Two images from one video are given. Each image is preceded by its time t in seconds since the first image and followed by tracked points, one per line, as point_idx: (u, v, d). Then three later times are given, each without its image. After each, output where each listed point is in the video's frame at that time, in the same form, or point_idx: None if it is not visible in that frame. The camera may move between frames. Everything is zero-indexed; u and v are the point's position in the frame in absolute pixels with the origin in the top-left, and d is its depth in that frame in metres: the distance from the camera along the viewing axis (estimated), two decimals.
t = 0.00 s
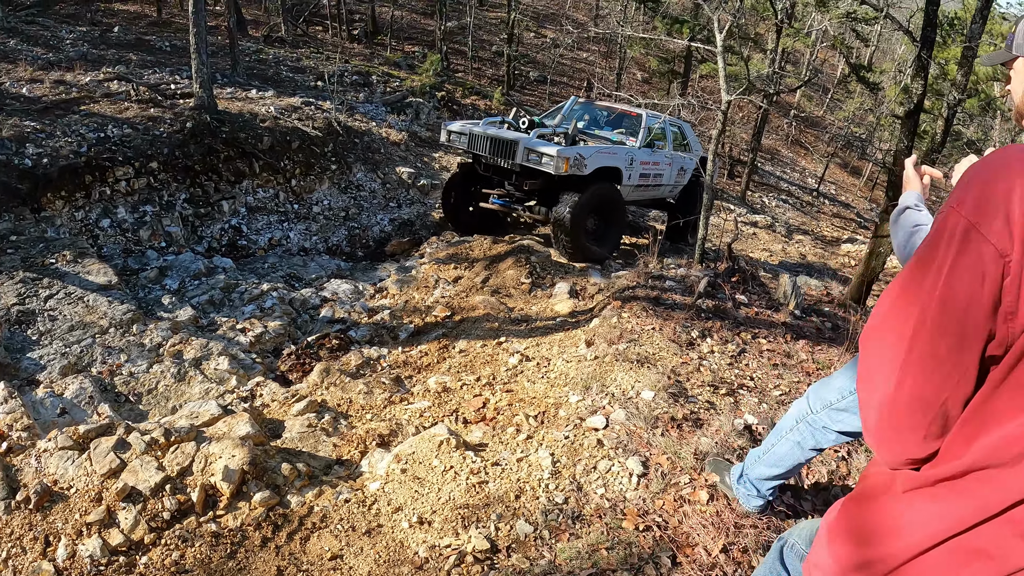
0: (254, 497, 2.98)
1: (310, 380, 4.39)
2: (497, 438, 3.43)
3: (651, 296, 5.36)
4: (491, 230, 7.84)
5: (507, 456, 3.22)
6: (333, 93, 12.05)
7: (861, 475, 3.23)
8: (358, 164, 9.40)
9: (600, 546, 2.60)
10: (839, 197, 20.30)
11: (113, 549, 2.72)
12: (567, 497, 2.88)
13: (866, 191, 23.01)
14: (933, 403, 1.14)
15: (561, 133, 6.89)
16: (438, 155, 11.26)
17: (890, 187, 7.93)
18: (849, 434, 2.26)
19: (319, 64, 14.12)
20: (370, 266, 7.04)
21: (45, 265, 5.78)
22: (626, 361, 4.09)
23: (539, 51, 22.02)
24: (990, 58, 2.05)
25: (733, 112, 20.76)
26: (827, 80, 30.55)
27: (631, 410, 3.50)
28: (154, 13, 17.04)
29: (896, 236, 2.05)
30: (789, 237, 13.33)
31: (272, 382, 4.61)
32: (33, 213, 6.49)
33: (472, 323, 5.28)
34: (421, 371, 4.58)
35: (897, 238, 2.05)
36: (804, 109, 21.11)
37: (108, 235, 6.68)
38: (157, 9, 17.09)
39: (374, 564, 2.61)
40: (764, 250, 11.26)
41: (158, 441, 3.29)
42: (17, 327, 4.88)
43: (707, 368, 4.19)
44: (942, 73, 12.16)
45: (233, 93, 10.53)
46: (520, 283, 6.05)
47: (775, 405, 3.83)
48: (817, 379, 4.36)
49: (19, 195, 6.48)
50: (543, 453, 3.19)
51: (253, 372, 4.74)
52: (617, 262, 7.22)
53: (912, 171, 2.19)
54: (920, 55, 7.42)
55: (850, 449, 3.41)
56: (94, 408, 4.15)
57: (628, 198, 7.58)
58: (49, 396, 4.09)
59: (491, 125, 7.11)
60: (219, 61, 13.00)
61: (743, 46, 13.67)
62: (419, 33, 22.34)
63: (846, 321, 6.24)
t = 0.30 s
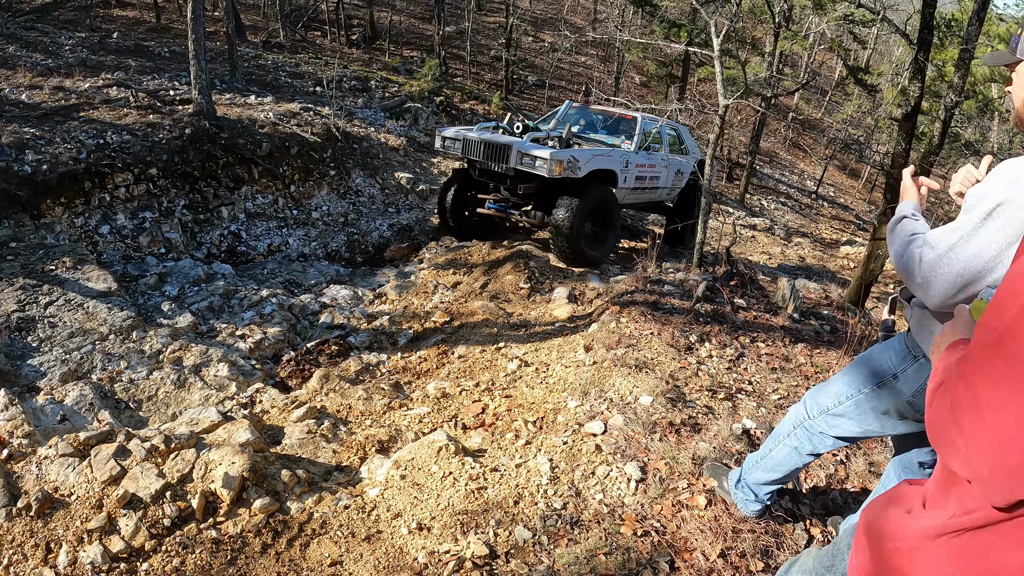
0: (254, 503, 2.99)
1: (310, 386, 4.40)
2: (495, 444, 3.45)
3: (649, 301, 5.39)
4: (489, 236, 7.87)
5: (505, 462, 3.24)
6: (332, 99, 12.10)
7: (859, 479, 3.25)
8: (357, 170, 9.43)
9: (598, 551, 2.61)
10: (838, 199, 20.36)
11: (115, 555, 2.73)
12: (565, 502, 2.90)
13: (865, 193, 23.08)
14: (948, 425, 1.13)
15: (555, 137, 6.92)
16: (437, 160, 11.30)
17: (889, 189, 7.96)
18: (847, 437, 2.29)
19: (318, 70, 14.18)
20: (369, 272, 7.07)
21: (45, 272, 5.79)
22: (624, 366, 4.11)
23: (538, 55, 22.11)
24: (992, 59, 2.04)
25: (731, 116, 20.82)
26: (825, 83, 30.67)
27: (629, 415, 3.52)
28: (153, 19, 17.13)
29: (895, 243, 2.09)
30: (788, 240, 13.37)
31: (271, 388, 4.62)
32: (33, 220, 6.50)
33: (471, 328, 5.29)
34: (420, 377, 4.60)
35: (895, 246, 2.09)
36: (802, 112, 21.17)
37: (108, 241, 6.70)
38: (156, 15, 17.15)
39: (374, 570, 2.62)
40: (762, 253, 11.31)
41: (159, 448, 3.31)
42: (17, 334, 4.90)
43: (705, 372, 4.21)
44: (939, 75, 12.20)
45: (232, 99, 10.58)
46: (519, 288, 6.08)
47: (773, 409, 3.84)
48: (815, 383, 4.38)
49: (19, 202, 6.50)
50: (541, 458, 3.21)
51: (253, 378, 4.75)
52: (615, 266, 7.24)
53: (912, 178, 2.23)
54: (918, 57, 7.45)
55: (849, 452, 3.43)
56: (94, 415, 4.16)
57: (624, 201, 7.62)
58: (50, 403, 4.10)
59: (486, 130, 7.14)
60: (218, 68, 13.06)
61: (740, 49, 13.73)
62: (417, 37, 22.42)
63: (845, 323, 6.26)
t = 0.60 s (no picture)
0: (255, 506, 3.03)
1: (309, 391, 4.43)
2: (494, 446, 3.48)
3: (647, 304, 5.43)
4: (487, 241, 7.90)
5: (504, 464, 3.27)
6: (330, 104, 12.16)
7: (855, 479, 3.28)
8: (356, 175, 9.48)
9: (595, 552, 2.65)
10: (836, 201, 20.42)
11: (117, 558, 2.76)
12: (563, 504, 2.93)
13: (863, 194, 23.15)
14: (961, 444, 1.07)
15: (552, 142, 6.98)
16: (435, 164, 11.35)
17: (885, 191, 8.01)
18: (840, 439, 2.32)
19: (317, 75, 14.24)
20: (368, 276, 7.11)
21: (46, 278, 5.83)
22: (622, 369, 4.15)
23: (536, 58, 22.20)
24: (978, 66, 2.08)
25: (729, 118, 20.91)
26: (823, 84, 30.78)
27: (626, 418, 3.56)
28: (152, 25, 17.23)
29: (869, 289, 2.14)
30: (786, 242, 13.42)
31: (271, 392, 4.65)
32: (33, 226, 6.53)
33: (470, 332, 5.33)
34: (420, 381, 4.63)
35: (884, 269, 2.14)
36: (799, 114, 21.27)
37: (108, 247, 6.74)
38: (155, 20, 17.23)
39: (374, 572, 2.65)
40: (761, 255, 11.36)
41: (160, 452, 3.35)
42: (18, 340, 4.93)
43: (702, 375, 4.25)
44: (936, 76, 12.26)
45: (231, 105, 10.63)
46: (517, 292, 6.12)
47: (769, 411, 3.88)
48: (812, 384, 4.42)
49: (19, 208, 6.53)
50: (539, 460, 3.25)
51: (253, 383, 4.78)
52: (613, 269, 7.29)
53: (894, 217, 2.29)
54: (913, 59, 7.51)
55: (845, 453, 3.46)
56: (96, 419, 4.18)
57: (621, 205, 7.67)
58: (52, 407, 4.12)
59: (484, 134, 7.19)
60: (217, 73, 13.13)
61: (738, 52, 13.80)
62: (415, 42, 22.52)
63: (842, 324, 6.29)
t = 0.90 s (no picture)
0: (255, 507, 3.07)
1: (309, 394, 4.47)
2: (492, 447, 3.53)
3: (644, 306, 5.47)
4: (486, 245, 7.95)
5: (500, 465, 3.32)
6: (330, 109, 12.23)
7: (850, 477, 3.32)
8: (355, 179, 9.54)
9: (590, 550, 2.69)
10: (835, 203, 20.48)
11: (119, 558, 2.80)
12: (558, 503, 2.98)
13: (861, 196, 23.22)
14: (931, 446, 1.11)
15: (552, 146, 7.03)
16: (434, 168, 11.41)
17: (881, 192, 8.06)
18: (831, 439, 2.36)
19: (316, 80, 14.32)
20: (368, 280, 7.15)
21: (47, 283, 5.88)
22: (618, 371, 4.20)
23: (534, 62, 22.30)
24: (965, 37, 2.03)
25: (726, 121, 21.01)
26: (821, 86, 30.87)
27: (622, 419, 3.60)
28: (151, 30, 17.32)
29: (858, 356, 2.15)
30: (785, 243, 13.46)
31: (271, 396, 4.69)
32: (34, 231, 6.58)
33: (468, 335, 5.38)
34: (418, 384, 4.67)
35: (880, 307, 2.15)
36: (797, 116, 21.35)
37: (109, 252, 6.78)
38: (155, 26, 17.32)
39: (372, 570, 2.70)
40: (759, 257, 11.41)
41: (162, 454, 3.39)
42: (20, 344, 4.97)
43: (698, 376, 4.29)
44: (932, 77, 12.33)
45: (231, 110, 10.69)
46: (516, 295, 6.16)
47: (765, 411, 3.92)
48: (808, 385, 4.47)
49: (20, 214, 6.57)
50: (536, 461, 3.29)
51: (253, 386, 4.82)
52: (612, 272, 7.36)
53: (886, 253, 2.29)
54: (908, 61, 7.57)
55: (839, 453, 3.51)
56: (97, 422, 4.22)
57: (621, 208, 7.71)
58: (54, 410, 4.16)
59: (483, 139, 7.24)
60: (217, 79, 13.20)
61: (735, 54, 13.87)
62: (414, 46, 22.61)
63: (839, 325, 6.33)
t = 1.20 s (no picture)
0: (253, 510, 3.08)
1: (308, 398, 4.49)
2: (489, 451, 3.55)
3: (641, 310, 5.50)
4: (485, 250, 7.98)
5: (498, 468, 3.34)
6: (328, 114, 12.27)
7: (846, 479, 3.35)
8: (353, 185, 9.58)
9: (586, 552, 2.71)
10: (832, 205, 20.53)
11: (119, 561, 2.82)
12: (555, 506, 3.00)
13: (859, 198, 23.28)
14: (903, 444, 1.15)
15: (552, 150, 7.07)
16: (432, 173, 11.44)
17: (878, 194, 8.09)
18: (823, 441, 2.38)
19: (314, 85, 14.36)
20: (366, 285, 7.18)
21: (46, 288, 5.90)
22: (615, 374, 4.22)
23: (531, 66, 22.39)
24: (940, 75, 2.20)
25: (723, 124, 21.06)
26: (818, 89, 30.98)
27: (618, 421, 3.63)
28: (149, 36, 17.37)
29: (844, 359, 2.18)
30: (783, 246, 13.50)
31: (270, 400, 4.71)
32: (33, 237, 6.60)
33: (466, 339, 5.40)
34: (416, 388, 4.69)
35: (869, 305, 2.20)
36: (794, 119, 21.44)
37: (108, 257, 6.80)
38: (153, 32, 17.37)
39: (369, 572, 2.71)
40: (757, 260, 11.44)
41: (161, 458, 3.40)
42: (19, 350, 4.99)
43: (695, 378, 4.31)
44: (928, 78, 12.38)
45: (229, 116, 10.73)
46: (513, 299, 6.19)
47: (762, 413, 3.94)
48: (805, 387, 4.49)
49: (19, 220, 6.59)
50: (532, 464, 3.32)
51: (252, 391, 4.83)
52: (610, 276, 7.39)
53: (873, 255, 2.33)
54: (904, 62, 7.62)
55: (836, 454, 3.53)
56: (97, 427, 4.24)
57: (620, 212, 7.75)
58: (54, 416, 4.18)
59: (483, 144, 7.28)
60: (215, 84, 13.24)
61: (732, 57, 13.92)
62: (411, 51, 22.70)
63: (837, 327, 6.35)
